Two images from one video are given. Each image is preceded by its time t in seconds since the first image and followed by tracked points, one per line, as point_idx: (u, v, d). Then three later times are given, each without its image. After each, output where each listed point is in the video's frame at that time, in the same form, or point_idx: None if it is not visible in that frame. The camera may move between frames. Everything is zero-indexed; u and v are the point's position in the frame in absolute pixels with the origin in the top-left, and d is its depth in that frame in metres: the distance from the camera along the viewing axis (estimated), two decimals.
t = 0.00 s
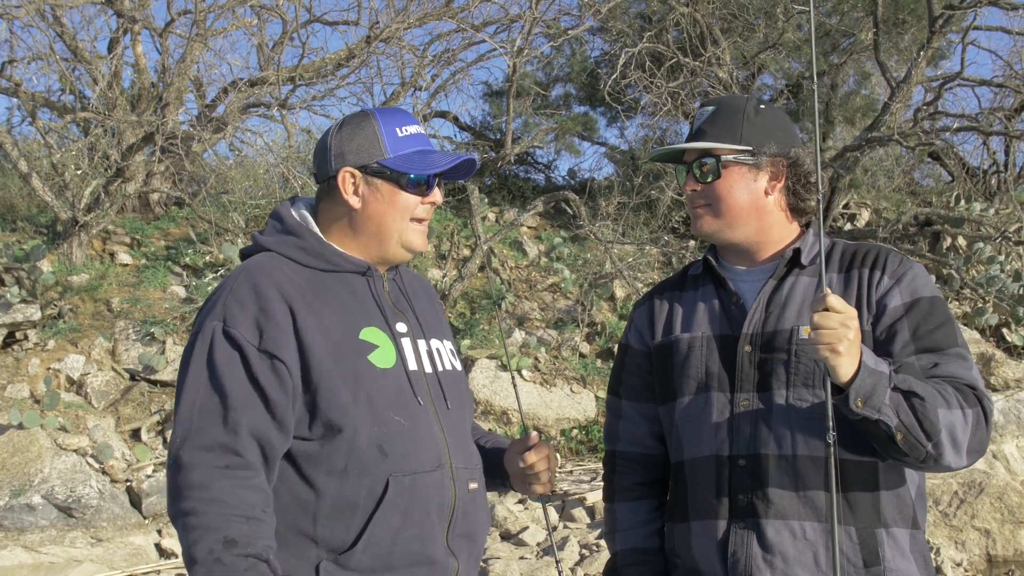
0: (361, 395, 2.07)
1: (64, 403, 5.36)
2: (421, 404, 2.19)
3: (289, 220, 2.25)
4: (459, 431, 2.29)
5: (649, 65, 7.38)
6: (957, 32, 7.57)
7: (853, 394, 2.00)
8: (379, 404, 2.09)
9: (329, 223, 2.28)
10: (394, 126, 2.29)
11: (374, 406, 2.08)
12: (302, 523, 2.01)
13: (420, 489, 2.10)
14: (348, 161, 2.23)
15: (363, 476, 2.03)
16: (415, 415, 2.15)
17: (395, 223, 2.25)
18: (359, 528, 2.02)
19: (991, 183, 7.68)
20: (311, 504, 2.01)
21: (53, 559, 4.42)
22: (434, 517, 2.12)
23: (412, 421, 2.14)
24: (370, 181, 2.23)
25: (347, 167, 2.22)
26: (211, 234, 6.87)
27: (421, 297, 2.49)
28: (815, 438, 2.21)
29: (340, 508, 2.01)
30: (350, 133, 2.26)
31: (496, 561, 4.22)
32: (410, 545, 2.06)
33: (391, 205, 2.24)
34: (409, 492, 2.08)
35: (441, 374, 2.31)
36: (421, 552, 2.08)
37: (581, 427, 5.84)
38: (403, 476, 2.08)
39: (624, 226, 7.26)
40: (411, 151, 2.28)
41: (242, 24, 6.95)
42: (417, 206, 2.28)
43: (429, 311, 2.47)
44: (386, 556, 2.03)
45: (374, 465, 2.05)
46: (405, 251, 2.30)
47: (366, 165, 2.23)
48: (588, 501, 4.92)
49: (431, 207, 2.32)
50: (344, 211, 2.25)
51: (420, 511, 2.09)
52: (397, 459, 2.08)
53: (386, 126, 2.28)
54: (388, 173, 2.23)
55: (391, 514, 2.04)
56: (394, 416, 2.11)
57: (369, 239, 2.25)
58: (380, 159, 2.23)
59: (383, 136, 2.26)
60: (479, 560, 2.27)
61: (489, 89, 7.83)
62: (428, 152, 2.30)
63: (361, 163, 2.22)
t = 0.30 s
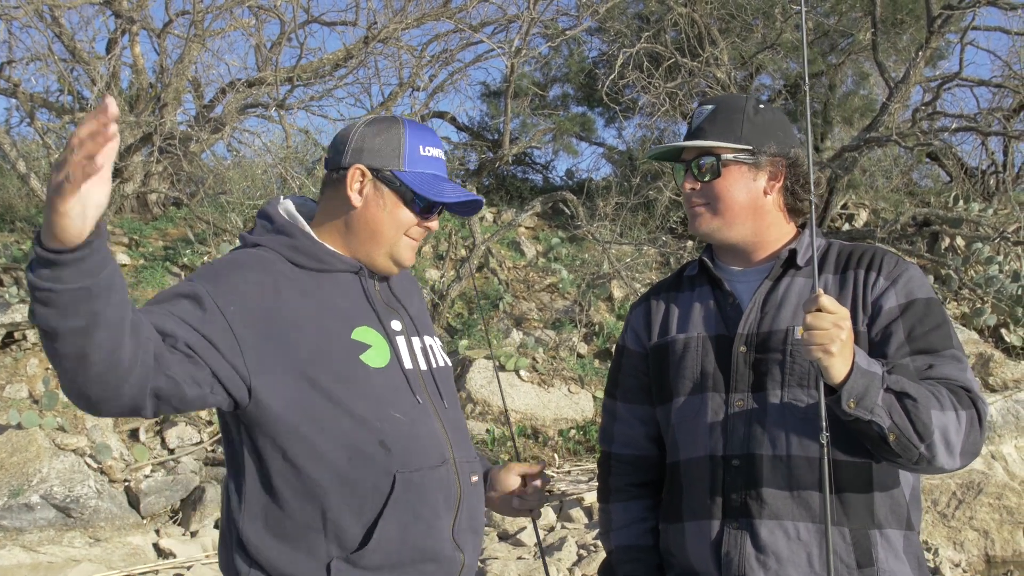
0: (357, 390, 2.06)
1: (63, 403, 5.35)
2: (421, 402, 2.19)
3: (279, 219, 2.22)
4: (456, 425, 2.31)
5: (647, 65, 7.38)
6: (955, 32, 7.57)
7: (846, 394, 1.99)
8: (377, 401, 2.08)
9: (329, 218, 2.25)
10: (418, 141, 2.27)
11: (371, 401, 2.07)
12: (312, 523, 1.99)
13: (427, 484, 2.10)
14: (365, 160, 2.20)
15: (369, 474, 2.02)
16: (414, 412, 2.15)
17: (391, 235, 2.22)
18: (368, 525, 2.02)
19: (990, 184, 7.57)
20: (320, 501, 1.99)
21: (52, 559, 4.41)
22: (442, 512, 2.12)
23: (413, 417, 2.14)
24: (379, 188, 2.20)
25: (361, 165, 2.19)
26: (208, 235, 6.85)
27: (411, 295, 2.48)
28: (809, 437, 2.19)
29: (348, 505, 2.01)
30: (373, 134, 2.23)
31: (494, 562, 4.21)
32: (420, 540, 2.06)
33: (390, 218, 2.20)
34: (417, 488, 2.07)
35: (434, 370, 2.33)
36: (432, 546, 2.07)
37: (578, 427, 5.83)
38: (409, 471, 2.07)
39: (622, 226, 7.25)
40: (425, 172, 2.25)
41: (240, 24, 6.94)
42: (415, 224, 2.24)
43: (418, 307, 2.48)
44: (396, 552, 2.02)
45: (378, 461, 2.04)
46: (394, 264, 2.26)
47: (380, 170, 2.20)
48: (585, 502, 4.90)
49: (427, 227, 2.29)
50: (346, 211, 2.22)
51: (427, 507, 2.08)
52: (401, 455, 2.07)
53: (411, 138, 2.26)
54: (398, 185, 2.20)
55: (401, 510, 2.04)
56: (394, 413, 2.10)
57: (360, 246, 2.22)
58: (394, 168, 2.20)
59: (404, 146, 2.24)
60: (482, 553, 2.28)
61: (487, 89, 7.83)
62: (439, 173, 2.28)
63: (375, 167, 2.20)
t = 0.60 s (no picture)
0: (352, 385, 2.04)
1: (61, 405, 5.33)
2: (415, 404, 2.18)
3: (284, 218, 2.21)
4: (448, 429, 2.30)
5: (646, 66, 7.36)
6: (954, 33, 7.57)
7: (850, 395, 1.98)
8: (370, 398, 2.07)
9: (339, 219, 2.23)
10: (436, 155, 2.27)
11: (365, 397, 2.06)
12: (298, 519, 1.96)
13: (418, 484, 2.08)
14: (383, 170, 2.18)
15: (360, 471, 2.01)
16: (407, 412, 2.13)
17: (401, 247, 2.20)
18: (357, 522, 2.00)
19: (989, 185, 7.59)
20: (310, 495, 1.97)
21: (51, 559, 4.42)
22: (432, 513, 2.11)
23: (406, 418, 2.12)
24: (394, 200, 2.18)
25: (379, 175, 2.17)
26: (207, 236, 6.81)
27: (410, 302, 2.47)
28: (806, 436, 2.18)
29: (340, 502, 1.99)
30: (395, 144, 2.22)
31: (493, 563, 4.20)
32: (410, 540, 2.04)
33: (402, 231, 2.19)
34: (408, 487, 2.06)
35: (428, 372, 2.31)
36: (421, 547, 2.06)
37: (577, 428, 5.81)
38: (401, 470, 2.05)
39: (621, 227, 7.24)
40: (441, 187, 2.24)
41: (238, 25, 6.92)
42: (425, 238, 2.24)
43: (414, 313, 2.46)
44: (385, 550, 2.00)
45: (370, 458, 2.02)
46: (397, 276, 2.26)
47: (398, 183, 2.18)
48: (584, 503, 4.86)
49: (436, 244, 2.28)
50: (359, 216, 2.20)
51: (417, 507, 2.07)
52: (394, 454, 2.06)
53: (429, 152, 2.25)
54: (414, 199, 2.19)
55: (391, 508, 2.02)
56: (388, 412, 2.09)
57: (368, 253, 2.21)
58: (411, 182, 2.19)
59: (422, 160, 2.23)
60: (470, 556, 2.27)
61: (486, 90, 7.82)
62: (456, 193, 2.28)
63: (393, 178, 2.18)
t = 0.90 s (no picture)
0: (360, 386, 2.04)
1: (61, 405, 5.32)
2: (417, 406, 2.18)
3: (285, 216, 2.19)
4: (449, 434, 2.29)
5: (645, 66, 7.36)
6: (954, 33, 7.56)
7: (852, 396, 1.97)
8: (378, 399, 2.07)
9: (327, 218, 2.23)
10: (407, 137, 2.28)
11: (371, 396, 2.05)
12: (302, 521, 1.93)
13: (421, 486, 2.07)
14: (357, 160, 2.19)
15: (366, 470, 1.99)
16: (411, 413, 2.14)
17: (392, 228, 2.21)
18: (361, 522, 1.97)
19: (989, 185, 7.59)
20: (314, 494, 1.95)
21: (51, 560, 4.40)
22: (433, 514, 2.09)
23: (410, 419, 2.12)
24: (375, 185, 2.19)
25: (354, 165, 2.18)
26: (206, 236, 6.79)
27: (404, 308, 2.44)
28: (808, 434, 2.18)
29: (343, 503, 1.96)
30: (363, 136, 2.23)
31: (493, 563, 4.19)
32: (411, 542, 2.02)
33: (391, 212, 2.20)
34: (411, 488, 2.05)
35: (429, 377, 2.31)
36: (422, 549, 2.04)
37: (577, 428, 5.80)
38: (405, 471, 2.05)
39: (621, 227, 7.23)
40: (419, 163, 2.25)
41: (238, 25, 6.92)
42: (416, 216, 2.24)
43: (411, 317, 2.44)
44: (388, 552, 1.98)
45: (376, 458, 2.01)
46: (400, 258, 2.26)
47: (375, 167, 2.19)
48: (584, 503, 4.84)
49: (428, 219, 2.29)
50: (344, 209, 2.21)
51: (419, 508, 2.06)
52: (398, 454, 2.05)
53: (400, 135, 2.27)
54: (394, 179, 2.20)
55: (395, 509, 2.01)
56: (393, 413, 2.09)
57: (364, 242, 2.20)
58: (388, 163, 2.20)
59: (394, 143, 2.24)
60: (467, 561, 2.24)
61: (486, 90, 7.81)
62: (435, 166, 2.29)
63: (369, 164, 2.19)
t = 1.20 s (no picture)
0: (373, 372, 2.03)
1: (60, 406, 5.31)
2: (415, 397, 2.19)
3: (275, 213, 2.14)
4: (444, 427, 2.29)
5: (645, 66, 7.36)
6: (955, 33, 7.56)
7: (872, 396, 1.96)
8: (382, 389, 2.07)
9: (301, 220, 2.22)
10: (353, 123, 2.24)
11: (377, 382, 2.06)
12: (318, 512, 1.90)
13: (426, 474, 2.06)
14: (312, 156, 2.16)
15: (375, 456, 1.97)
16: (410, 404, 2.14)
17: (366, 213, 2.20)
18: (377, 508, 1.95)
19: (989, 185, 7.60)
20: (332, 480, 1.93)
21: (51, 560, 4.37)
22: (438, 501, 2.09)
23: (409, 409, 2.12)
24: (337, 176, 2.18)
25: (310, 163, 2.16)
26: (205, 237, 6.77)
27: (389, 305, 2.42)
28: (819, 435, 2.18)
29: (355, 494, 1.93)
30: (311, 134, 2.19)
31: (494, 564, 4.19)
32: (418, 531, 2.01)
33: (361, 198, 2.20)
34: (417, 477, 2.03)
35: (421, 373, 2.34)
36: (427, 536, 2.03)
37: (577, 429, 5.79)
38: (411, 459, 2.03)
39: (620, 228, 7.23)
40: (375, 144, 2.23)
41: (237, 25, 6.91)
42: (386, 195, 2.24)
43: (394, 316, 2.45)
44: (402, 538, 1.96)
45: (383, 446, 1.99)
46: (380, 240, 2.27)
47: (331, 159, 2.17)
48: (584, 503, 4.84)
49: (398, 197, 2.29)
50: (313, 208, 2.20)
51: (424, 496, 2.04)
52: (403, 443, 2.03)
53: (346, 124, 2.22)
54: (354, 165, 2.18)
55: (405, 495, 1.99)
56: (397, 403, 2.09)
57: (341, 233, 2.21)
58: (343, 152, 2.17)
59: (344, 132, 2.21)
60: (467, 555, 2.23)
61: (486, 90, 7.80)
62: (392, 142, 2.26)
63: (326, 158, 2.16)
